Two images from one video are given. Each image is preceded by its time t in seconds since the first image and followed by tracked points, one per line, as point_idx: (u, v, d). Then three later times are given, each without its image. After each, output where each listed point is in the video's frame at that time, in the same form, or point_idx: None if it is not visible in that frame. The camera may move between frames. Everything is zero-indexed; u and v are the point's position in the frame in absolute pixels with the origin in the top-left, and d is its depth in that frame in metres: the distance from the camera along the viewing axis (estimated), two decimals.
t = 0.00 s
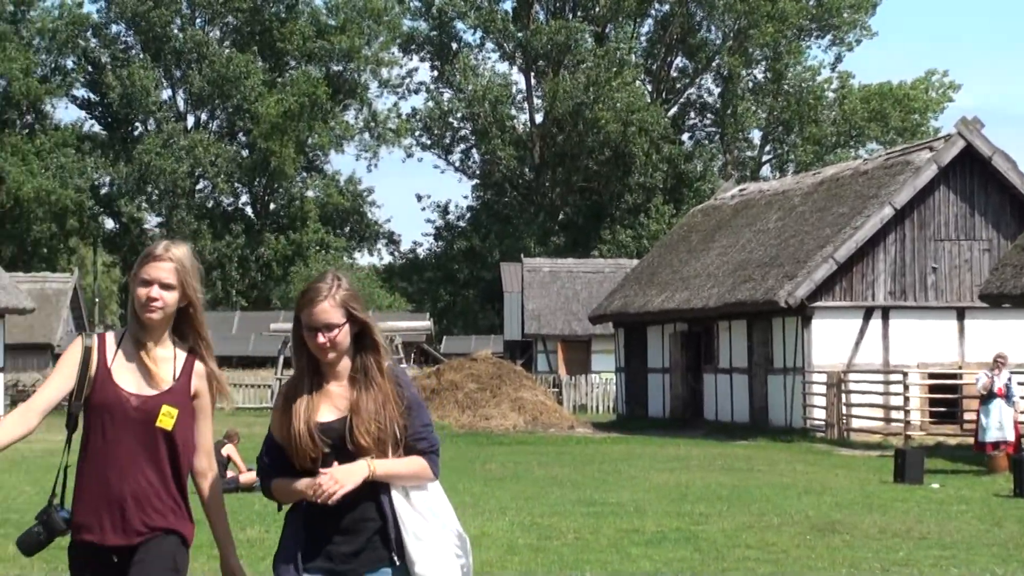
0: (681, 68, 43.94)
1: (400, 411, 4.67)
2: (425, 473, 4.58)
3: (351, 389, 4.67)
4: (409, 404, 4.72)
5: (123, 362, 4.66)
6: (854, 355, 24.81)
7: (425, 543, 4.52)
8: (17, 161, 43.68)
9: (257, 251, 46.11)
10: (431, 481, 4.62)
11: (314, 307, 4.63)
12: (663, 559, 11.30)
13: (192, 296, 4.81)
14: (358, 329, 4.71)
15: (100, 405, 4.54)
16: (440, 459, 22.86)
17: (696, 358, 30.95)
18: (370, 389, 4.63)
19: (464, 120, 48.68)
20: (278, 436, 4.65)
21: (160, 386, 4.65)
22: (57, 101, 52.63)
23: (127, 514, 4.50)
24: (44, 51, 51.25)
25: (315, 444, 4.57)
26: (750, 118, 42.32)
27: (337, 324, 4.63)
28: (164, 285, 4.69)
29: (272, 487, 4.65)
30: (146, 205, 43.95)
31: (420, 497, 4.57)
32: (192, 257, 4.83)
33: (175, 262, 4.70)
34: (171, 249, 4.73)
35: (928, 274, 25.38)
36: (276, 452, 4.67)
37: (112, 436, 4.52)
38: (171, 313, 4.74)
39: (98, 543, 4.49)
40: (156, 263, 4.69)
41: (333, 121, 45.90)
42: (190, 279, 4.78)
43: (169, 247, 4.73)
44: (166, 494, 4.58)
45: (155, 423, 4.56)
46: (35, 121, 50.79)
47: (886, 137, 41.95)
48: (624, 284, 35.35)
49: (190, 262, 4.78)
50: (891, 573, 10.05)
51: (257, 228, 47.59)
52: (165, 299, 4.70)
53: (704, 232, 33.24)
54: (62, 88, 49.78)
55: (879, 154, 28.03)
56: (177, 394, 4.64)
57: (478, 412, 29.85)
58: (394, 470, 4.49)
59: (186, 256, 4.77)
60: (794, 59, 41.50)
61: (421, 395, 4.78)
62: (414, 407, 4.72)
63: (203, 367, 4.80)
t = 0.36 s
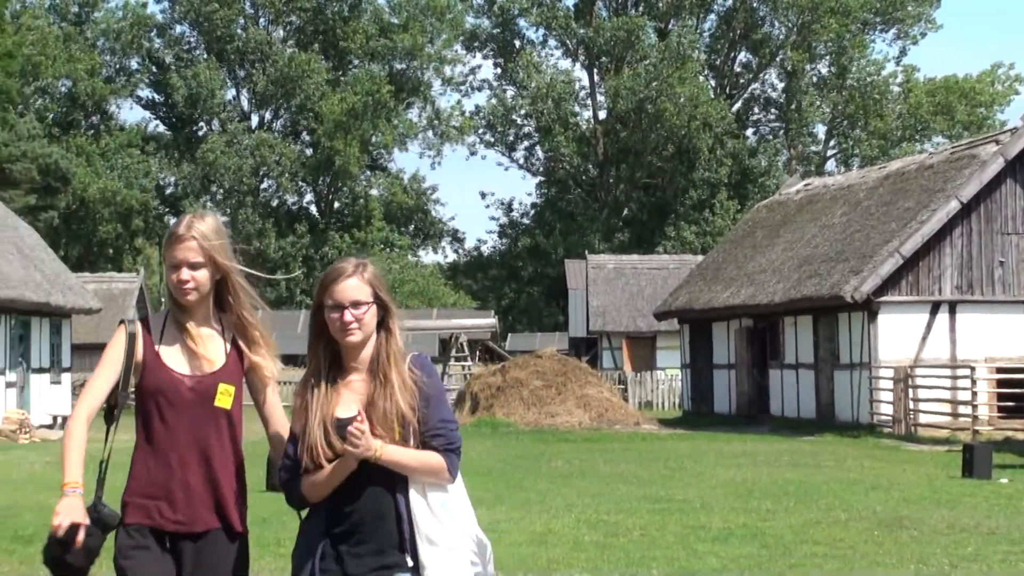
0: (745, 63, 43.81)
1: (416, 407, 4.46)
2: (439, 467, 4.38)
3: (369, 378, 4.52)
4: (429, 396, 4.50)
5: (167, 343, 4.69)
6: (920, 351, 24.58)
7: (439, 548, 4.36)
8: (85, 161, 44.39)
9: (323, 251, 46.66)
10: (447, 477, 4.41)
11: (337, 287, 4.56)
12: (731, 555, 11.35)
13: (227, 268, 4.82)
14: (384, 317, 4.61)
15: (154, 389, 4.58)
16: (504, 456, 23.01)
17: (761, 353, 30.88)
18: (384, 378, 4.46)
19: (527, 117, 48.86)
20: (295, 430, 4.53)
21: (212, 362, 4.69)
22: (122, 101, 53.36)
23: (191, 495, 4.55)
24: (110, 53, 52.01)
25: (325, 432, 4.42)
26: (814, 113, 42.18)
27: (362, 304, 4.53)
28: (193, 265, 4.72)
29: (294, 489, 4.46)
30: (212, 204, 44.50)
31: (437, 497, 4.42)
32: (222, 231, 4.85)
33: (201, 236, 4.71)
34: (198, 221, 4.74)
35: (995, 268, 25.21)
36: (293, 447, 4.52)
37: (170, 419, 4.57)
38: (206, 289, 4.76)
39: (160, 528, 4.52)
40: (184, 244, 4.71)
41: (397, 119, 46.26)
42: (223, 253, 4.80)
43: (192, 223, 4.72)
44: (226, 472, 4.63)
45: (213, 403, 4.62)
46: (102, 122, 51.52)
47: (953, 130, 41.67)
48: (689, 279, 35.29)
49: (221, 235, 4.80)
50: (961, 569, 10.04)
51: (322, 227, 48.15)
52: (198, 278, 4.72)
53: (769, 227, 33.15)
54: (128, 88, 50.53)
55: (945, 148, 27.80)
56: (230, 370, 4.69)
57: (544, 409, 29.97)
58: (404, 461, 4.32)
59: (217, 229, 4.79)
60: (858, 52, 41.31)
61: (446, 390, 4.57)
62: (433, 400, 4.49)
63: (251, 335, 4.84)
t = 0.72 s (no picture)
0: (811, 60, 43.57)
1: (462, 426, 4.31)
2: (486, 492, 4.24)
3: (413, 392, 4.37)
4: (474, 415, 4.34)
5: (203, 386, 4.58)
6: (990, 346, 24.44)
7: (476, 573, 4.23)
8: (153, 163, 45.06)
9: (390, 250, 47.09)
10: (492, 502, 4.27)
11: (387, 293, 4.40)
12: (799, 552, 11.44)
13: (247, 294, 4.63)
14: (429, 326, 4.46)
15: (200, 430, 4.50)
16: (571, 454, 23.14)
17: (830, 350, 30.73)
18: (430, 394, 4.30)
19: (592, 114, 49.02)
20: (327, 437, 4.34)
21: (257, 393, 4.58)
22: (189, 102, 54.09)
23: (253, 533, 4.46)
24: (177, 54, 52.78)
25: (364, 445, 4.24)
26: (881, 108, 41.88)
27: (410, 312, 4.38)
28: (209, 306, 4.56)
29: (317, 498, 4.28)
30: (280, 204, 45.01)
31: (477, 519, 4.27)
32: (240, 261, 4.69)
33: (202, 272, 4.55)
34: (206, 257, 4.59)
35: None
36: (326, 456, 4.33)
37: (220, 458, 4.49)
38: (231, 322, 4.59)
39: (213, 563, 4.42)
40: (192, 286, 4.55)
41: (462, 118, 46.58)
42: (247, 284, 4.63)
43: (196, 265, 4.56)
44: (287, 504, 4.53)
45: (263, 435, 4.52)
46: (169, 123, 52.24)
47: (1023, 124, 41.21)
48: (757, 276, 35.19)
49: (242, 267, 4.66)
50: None
51: (389, 226, 48.58)
52: (218, 317, 4.57)
53: (837, 224, 33.03)
54: (196, 89, 51.28)
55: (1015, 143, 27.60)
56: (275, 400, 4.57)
57: (612, 406, 30.12)
58: (452, 484, 4.19)
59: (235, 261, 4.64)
60: (926, 46, 40.95)
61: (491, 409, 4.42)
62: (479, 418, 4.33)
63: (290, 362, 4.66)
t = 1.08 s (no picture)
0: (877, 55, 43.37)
1: (511, 411, 4.19)
2: (544, 482, 4.11)
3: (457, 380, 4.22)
4: (519, 399, 4.23)
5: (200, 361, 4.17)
6: None
7: (540, 567, 4.06)
8: (220, 164, 45.89)
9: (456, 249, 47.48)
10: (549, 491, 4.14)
11: (414, 286, 4.12)
12: (868, 549, 11.48)
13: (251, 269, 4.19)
14: (463, 308, 4.27)
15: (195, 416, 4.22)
16: (637, 452, 23.20)
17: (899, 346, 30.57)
18: (479, 379, 4.17)
19: (658, 111, 49.13)
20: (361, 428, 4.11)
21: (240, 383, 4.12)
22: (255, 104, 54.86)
23: (224, 530, 4.09)
24: (243, 55, 53.61)
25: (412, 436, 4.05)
26: (948, 103, 41.59)
27: (440, 303, 4.14)
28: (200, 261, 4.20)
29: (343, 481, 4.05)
30: (346, 204, 45.62)
31: (531, 512, 4.11)
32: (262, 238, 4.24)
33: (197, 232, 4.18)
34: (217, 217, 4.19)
35: None
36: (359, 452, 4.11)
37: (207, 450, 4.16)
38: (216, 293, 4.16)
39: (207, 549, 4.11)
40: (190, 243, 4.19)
41: (527, 116, 46.88)
42: (259, 265, 4.20)
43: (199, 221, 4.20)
44: (263, 500, 4.10)
45: (253, 415, 4.08)
46: (236, 124, 53.05)
47: None
48: (824, 272, 35.01)
49: (262, 244, 4.22)
50: None
51: (455, 224, 49.02)
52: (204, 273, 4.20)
53: (904, 219, 32.81)
54: (263, 90, 51.99)
55: None
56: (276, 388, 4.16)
57: (679, 404, 30.18)
58: (515, 474, 4.02)
59: (252, 237, 4.20)
60: (995, 41, 40.60)
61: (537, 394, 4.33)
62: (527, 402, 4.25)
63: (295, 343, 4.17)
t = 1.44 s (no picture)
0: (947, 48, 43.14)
1: (518, 411, 4.04)
2: (553, 486, 3.95)
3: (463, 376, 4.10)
4: (530, 400, 4.07)
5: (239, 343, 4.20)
6: None
7: None
8: (288, 161, 46.53)
9: (523, 245, 47.83)
10: (560, 496, 3.99)
11: (415, 269, 4.05)
12: (939, 546, 11.57)
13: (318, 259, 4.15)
14: (470, 302, 4.15)
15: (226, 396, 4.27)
16: (705, 449, 23.21)
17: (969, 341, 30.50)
18: (484, 379, 4.03)
19: (726, 106, 49.09)
20: (373, 438, 4.05)
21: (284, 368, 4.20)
22: (322, 102, 55.44)
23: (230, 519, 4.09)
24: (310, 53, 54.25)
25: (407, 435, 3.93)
26: (1020, 96, 41.35)
27: (444, 290, 4.04)
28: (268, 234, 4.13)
29: (367, 506, 4.01)
30: (413, 200, 46.03)
31: (546, 520, 3.98)
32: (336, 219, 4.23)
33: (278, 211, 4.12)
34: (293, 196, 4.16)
35: None
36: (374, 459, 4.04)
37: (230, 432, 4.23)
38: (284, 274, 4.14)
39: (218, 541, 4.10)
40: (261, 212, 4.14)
41: (595, 113, 47.03)
42: (323, 249, 4.17)
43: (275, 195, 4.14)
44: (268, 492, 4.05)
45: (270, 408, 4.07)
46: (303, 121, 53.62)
47: None
48: (893, 267, 34.84)
49: (333, 225, 4.22)
50: None
51: (521, 220, 49.36)
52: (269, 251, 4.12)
53: (974, 214, 32.63)
54: (330, 87, 52.60)
55: None
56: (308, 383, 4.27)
57: (747, 400, 30.22)
58: (513, 474, 3.88)
59: (324, 214, 4.20)
60: None
61: (555, 394, 4.16)
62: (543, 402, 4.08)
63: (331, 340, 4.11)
